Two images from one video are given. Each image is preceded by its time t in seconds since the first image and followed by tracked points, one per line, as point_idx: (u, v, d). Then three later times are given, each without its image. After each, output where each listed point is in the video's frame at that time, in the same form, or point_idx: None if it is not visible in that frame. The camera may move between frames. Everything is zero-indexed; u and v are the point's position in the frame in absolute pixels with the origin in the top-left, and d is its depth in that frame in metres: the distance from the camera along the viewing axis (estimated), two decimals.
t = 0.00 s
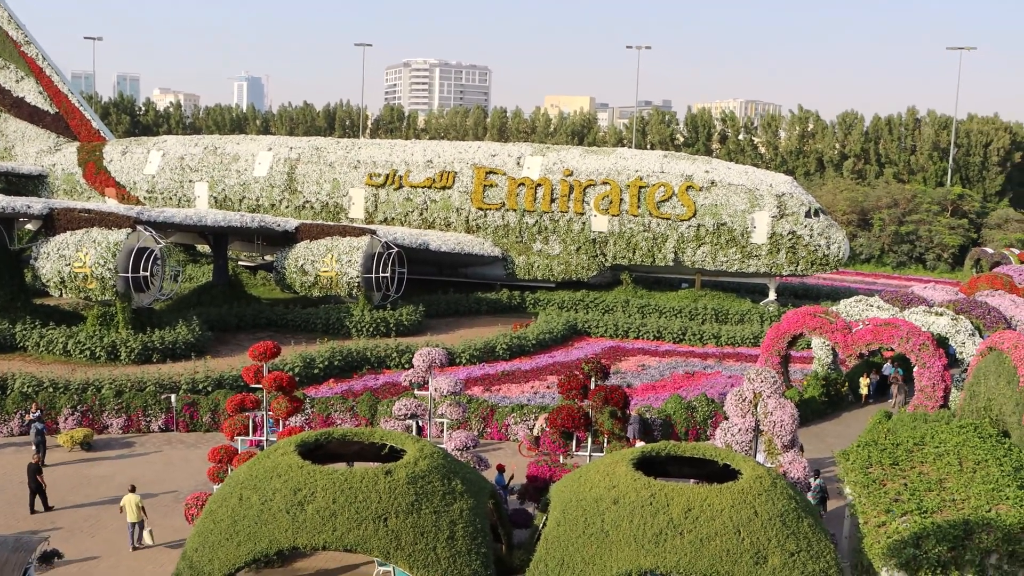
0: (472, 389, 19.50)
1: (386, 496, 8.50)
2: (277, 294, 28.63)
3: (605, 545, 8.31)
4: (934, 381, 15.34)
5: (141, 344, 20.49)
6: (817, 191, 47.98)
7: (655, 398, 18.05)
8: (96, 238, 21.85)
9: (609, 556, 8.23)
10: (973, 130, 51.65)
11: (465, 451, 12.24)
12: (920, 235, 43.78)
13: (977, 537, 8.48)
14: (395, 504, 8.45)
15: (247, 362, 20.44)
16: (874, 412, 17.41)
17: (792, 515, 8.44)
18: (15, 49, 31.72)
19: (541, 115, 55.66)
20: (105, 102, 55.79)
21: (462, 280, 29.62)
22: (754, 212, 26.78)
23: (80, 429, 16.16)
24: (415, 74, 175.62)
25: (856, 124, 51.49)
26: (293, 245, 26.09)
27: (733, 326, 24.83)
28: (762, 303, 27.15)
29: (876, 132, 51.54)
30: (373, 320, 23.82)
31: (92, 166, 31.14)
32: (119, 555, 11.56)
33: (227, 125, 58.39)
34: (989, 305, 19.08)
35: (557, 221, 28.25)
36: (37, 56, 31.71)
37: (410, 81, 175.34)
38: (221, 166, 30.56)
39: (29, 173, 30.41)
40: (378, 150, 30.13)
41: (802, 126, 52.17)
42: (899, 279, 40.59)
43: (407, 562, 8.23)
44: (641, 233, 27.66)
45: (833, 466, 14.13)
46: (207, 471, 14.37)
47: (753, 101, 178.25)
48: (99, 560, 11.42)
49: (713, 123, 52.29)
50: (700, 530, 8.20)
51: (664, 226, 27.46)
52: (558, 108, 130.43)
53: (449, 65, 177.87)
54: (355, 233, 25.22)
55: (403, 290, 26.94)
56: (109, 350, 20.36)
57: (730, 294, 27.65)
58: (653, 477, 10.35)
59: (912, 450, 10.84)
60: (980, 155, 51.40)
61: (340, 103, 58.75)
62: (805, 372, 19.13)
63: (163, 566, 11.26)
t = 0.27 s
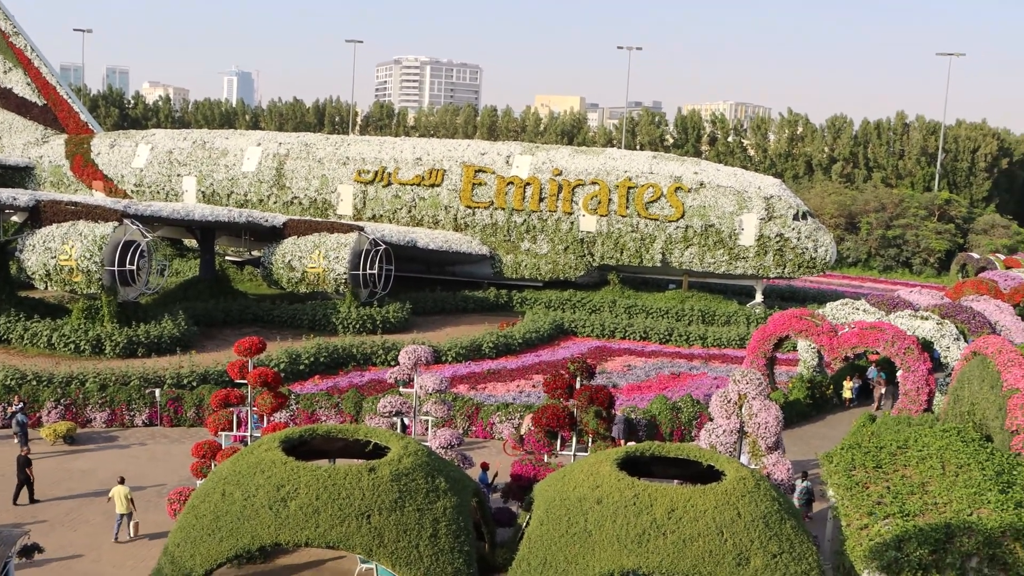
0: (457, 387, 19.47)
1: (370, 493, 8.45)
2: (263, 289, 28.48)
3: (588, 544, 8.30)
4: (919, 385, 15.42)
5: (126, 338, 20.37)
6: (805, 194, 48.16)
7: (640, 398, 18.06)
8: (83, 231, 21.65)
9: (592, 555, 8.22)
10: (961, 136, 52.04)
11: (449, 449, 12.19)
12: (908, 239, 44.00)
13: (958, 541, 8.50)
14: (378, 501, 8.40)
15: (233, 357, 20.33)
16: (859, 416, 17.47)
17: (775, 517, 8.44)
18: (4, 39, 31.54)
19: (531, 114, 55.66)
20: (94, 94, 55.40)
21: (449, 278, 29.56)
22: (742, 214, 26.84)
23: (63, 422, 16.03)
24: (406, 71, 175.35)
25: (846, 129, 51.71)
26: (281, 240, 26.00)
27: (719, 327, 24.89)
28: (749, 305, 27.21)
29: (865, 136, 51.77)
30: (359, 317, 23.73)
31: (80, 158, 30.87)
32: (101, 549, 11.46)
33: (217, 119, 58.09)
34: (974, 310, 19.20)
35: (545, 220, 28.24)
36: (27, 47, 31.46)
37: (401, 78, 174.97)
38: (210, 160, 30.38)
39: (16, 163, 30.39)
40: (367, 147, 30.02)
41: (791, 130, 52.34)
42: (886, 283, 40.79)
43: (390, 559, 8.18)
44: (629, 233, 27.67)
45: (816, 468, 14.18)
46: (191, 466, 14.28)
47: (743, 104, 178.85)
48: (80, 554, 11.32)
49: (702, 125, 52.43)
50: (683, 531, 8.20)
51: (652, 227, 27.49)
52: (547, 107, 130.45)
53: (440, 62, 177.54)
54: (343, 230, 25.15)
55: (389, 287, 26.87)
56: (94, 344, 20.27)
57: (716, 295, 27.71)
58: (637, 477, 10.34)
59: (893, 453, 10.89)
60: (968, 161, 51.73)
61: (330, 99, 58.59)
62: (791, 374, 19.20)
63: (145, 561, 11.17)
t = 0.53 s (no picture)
0: (414, 384, 19.35)
1: (326, 491, 8.31)
2: (218, 285, 27.99)
3: (545, 541, 8.27)
4: (872, 382, 15.64)
5: (78, 334, 19.90)
6: (762, 193, 48.72)
7: (596, 396, 18.12)
8: (34, 225, 21.07)
9: (548, 552, 8.19)
10: (915, 138, 52.97)
11: (406, 446, 12.07)
12: (861, 238, 44.74)
13: (909, 535, 8.61)
14: (334, 499, 8.27)
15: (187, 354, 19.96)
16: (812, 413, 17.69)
17: (731, 514, 8.49)
18: None
19: (490, 111, 55.55)
20: (43, 85, 54.00)
21: (406, 274, 29.36)
22: (699, 212, 27.05)
23: (12, 420, 15.60)
24: (364, 66, 173.95)
25: (801, 129, 52.44)
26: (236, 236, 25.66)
27: (675, 325, 25.05)
28: (705, 303, 27.43)
29: (820, 137, 52.52)
30: (315, 314, 23.41)
31: (31, 151, 30.15)
32: (52, 550, 11.15)
33: (172, 112, 56.97)
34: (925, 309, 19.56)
35: (503, 218, 28.18)
36: None
37: (359, 73, 173.53)
38: (165, 155, 29.79)
39: None
40: (324, 142, 29.72)
41: (748, 130, 52.91)
42: (839, 282, 41.43)
43: (346, 558, 8.05)
44: (587, 231, 27.73)
45: (771, 465, 14.33)
46: (145, 464, 13.98)
47: (699, 102, 180.53)
48: (29, 555, 10.99)
49: (660, 124, 52.80)
50: (639, 528, 8.20)
51: (609, 225, 27.58)
52: (506, 105, 130.35)
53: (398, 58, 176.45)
54: (299, 226, 24.86)
55: (346, 284, 26.71)
56: (45, 340, 19.77)
57: (673, 293, 27.88)
58: (594, 474, 10.33)
59: (847, 449, 11.04)
60: (921, 162, 52.78)
61: (287, 94, 57.88)
62: (746, 372, 19.39)
63: (98, 562, 10.88)
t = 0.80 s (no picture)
0: (377, 383, 19.22)
1: (290, 491, 8.19)
2: (180, 284, 27.54)
3: (510, 540, 8.23)
4: (833, 379, 15.83)
5: (37, 335, 19.55)
6: (724, 191, 49.15)
7: (560, 394, 18.17)
8: None
9: (514, 551, 8.15)
10: (874, 137, 53.79)
11: (370, 446, 11.96)
12: (822, 237, 45.33)
13: (871, 531, 8.74)
14: (299, 499, 8.15)
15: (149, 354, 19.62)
16: (774, 410, 17.87)
17: (695, 511, 8.52)
18: None
19: (452, 110, 55.40)
20: None
21: (368, 273, 29.14)
22: (662, 211, 27.21)
23: None
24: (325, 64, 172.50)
25: (763, 128, 53.02)
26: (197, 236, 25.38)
27: (638, 323, 25.15)
28: (668, 301, 27.59)
29: (782, 135, 53.10)
30: (278, 313, 23.09)
31: None
32: (11, 554, 10.87)
33: (131, 110, 55.94)
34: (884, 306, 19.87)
35: (465, 216, 28.10)
36: None
37: (321, 71, 172.05)
38: (125, 153, 29.25)
39: None
40: (286, 141, 29.44)
41: (710, 128, 53.33)
42: (800, 280, 41.95)
43: (311, 558, 7.92)
44: (549, 230, 27.78)
45: (734, 461, 14.46)
46: (107, 465, 13.71)
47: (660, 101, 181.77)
48: None
49: (622, 123, 53.07)
50: (605, 525, 8.20)
51: (572, 223, 27.64)
52: (469, 103, 130.20)
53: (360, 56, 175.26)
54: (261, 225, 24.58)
55: (309, 283, 26.38)
56: (2, 340, 19.47)
57: (636, 291, 28.02)
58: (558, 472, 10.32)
59: (809, 445, 11.16)
60: (880, 161, 53.62)
61: (248, 91, 57.18)
62: (708, 370, 19.55)
63: (59, 565, 10.63)
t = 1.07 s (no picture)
0: (336, 376, 19.05)
1: (251, 486, 8.05)
2: (132, 281, 26.97)
3: (474, 529, 8.20)
4: (790, 362, 16.09)
5: None
6: (678, 177, 49.52)
7: (519, 382, 18.18)
8: None
9: (478, 540, 8.12)
10: (826, 122, 54.54)
11: (331, 439, 11.85)
12: (775, 221, 45.92)
13: (830, 511, 8.90)
14: (260, 494, 8.00)
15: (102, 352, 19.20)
16: (731, 393, 18.08)
17: (656, 496, 8.56)
18: None
19: (406, 100, 54.99)
20: None
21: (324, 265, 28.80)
22: (617, 198, 27.32)
23: None
24: (275, 55, 170.14)
25: (715, 114, 53.49)
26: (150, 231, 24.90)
27: (596, 310, 25.23)
28: (624, 288, 27.73)
29: (734, 121, 53.62)
30: (234, 307, 22.73)
31: None
32: None
33: (78, 105, 54.60)
34: (837, 289, 20.20)
35: (421, 207, 27.93)
36: None
37: (271, 62, 169.64)
38: (73, 148, 28.49)
39: None
40: (238, 133, 28.98)
41: (663, 115, 53.65)
42: (755, 264, 42.45)
43: (273, 553, 7.77)
44: (505, 219, 27.74)
45: (694, 445, 14.60)
46: (62, 466, 13.39)
47: (613, 89, 182.34)
48: None
49: (576, 111, 53.18)
50: (567, 512, 8.20)
51: (528, 212, 27.63)
52: (422, 94, 129.50)
53: (311, 47, 173.13)
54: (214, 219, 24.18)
55: (264, 276, 25.99)
56: None
57: (593, 279, 28.10)
58: (519, 461, 10.29)
59: (768, 427, 11.33)
60: (831, 145, 54.43)
61: (198, 84, 56.18)
62: (666, 355, 19.71)
63: (16, 568, 10.36)
